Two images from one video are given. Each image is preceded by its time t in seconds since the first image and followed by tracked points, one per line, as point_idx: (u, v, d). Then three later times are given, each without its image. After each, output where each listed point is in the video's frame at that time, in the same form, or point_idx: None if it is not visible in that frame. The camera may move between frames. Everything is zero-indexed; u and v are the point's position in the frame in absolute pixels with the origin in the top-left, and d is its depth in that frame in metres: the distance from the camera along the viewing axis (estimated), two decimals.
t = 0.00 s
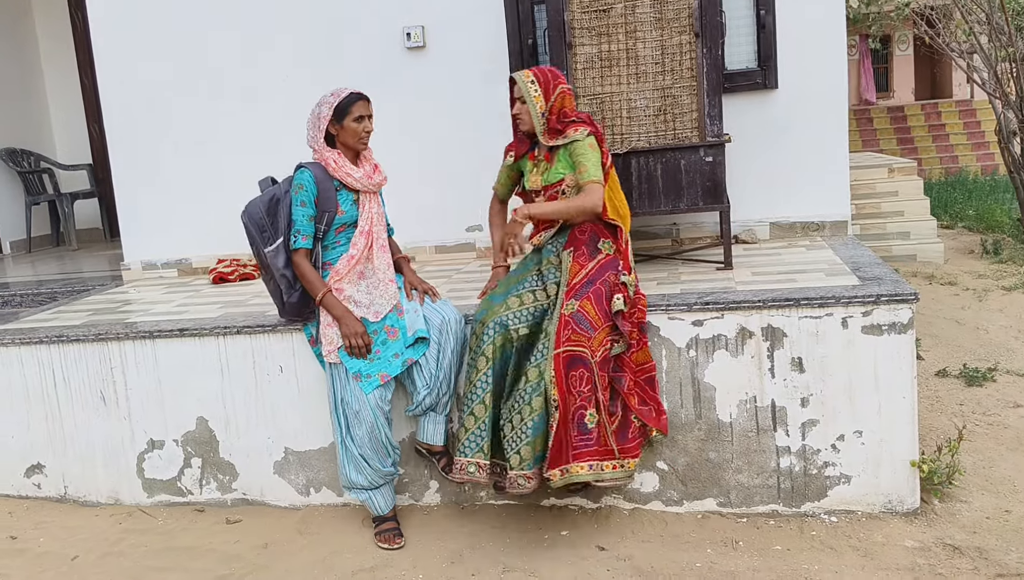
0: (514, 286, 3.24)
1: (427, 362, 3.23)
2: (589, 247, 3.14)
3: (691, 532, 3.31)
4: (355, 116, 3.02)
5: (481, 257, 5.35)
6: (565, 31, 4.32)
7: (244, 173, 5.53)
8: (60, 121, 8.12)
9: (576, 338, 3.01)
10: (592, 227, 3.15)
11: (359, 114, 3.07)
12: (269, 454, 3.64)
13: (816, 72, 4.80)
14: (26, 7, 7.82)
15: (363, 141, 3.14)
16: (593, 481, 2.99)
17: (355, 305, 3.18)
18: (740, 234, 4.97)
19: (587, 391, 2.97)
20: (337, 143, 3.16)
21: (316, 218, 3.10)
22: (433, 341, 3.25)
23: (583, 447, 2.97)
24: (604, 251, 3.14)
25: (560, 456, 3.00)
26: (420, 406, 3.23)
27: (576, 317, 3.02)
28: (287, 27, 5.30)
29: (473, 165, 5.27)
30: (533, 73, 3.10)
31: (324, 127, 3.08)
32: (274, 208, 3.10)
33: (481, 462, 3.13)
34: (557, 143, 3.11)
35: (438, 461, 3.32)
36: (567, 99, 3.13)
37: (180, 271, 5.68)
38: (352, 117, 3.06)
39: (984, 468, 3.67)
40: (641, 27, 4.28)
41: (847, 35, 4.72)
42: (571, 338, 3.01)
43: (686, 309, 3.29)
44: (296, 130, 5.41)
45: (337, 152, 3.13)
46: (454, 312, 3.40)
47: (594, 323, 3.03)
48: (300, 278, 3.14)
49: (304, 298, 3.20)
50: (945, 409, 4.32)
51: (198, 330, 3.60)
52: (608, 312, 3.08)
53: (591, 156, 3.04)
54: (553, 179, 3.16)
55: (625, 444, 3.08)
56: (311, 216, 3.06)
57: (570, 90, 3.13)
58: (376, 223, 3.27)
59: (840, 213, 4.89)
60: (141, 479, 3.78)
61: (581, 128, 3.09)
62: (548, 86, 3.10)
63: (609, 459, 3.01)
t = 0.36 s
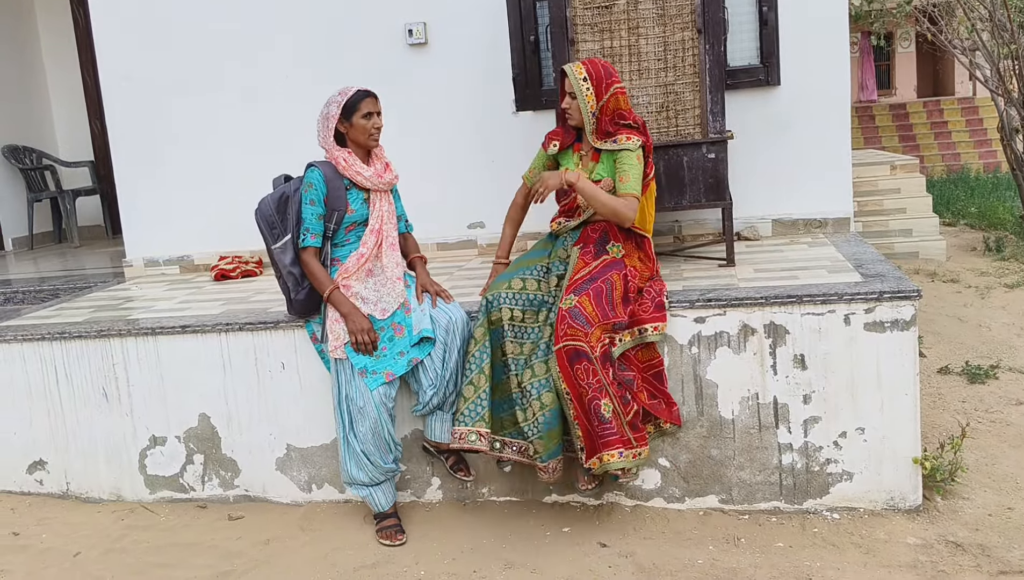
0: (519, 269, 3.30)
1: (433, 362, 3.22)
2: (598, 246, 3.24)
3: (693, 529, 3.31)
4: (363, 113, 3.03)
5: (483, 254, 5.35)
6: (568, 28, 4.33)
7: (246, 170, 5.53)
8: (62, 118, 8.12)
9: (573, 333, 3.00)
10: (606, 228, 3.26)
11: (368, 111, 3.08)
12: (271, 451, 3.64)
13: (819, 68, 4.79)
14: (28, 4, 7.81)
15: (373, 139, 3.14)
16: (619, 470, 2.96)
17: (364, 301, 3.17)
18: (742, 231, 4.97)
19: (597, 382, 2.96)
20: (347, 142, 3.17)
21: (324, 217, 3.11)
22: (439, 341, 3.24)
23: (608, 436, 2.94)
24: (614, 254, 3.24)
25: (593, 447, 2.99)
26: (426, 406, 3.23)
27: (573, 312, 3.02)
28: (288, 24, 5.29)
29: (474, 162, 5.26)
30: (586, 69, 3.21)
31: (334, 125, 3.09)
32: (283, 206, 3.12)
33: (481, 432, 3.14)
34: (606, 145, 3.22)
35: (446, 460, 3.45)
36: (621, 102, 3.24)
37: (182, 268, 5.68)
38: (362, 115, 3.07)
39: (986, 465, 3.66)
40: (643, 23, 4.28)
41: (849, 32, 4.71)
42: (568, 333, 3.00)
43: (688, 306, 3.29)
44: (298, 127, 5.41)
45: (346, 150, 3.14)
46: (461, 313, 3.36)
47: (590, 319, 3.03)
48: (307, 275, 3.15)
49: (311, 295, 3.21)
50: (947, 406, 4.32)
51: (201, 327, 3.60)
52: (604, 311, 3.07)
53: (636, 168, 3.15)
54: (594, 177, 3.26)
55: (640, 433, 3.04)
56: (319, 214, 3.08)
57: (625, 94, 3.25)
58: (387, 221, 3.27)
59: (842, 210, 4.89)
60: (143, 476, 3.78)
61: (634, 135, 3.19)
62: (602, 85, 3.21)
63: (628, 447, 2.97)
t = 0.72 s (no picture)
0: (509, 276, 3.28)
1: (432, 362, 3.24)
2: (592, 245, 3.25)
3: (691, 529, 3.30)
4: (368, 113, 3.03)
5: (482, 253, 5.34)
6: (566, 26, 4.31)
7: (245, 169, 5.52)
8: (61, 116, 8.12)
9: (572, 336, 3.01)
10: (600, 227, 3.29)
11: (373, 110, 3.08)
12: (269, 450, 3.64)
13: (819, 67, 4.78)
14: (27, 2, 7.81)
15: (378, 138, 3.14)
16: (590, 480, 3.01)
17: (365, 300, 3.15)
18: (741, 230, 4.97)
19: (582, 389, 2.98)
20: (351, 141, 3.17)
21: (327, 215, 3.10)
22: (439, 338, 3.24)
23: (579, 446, 2.98)
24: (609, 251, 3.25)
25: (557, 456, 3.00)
26: (431, 407, 3.27)
27: (573, 315, 3.04)
28: (287, 23, 5.28)
29: (473, 161, 5.26)
30: (576, 75, 3.21)
31: (339, 124, 3.09)
32: (286, 203, 3.09)
33: (459, 446, 3.24)
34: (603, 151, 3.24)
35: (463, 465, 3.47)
36: (615, 106, 3.25)
37: (181, 267, 5.68)
38: (367, 113, 3.06)
39: (985, 465, 3.65)
40: (642, 22, 4.27)
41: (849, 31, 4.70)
42: (567, 337, 3.02)
43: (687, 306, 3.28)
44: (297, 126, 5.40)
45: (350, 149, 3.14)
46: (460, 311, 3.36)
47: (590, 323, 3.05)
48: (309, 273, 3.11)
49: (311, 294, 3.18)
50: (947, 406, 4.31)
51: (199, 326, 3.60)
52: (603, 311, 3.09)
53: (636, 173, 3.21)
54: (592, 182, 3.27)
55: (630, 439, 3.06)
56: (322, 212, 3.07)
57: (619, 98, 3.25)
58: (389, 222, 3.26)
59: (842, 209, 4.88)
60: (141, 475, 3.78)
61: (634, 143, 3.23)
62: (596, 91, 3.21)
63: (617, 455, 3.03)
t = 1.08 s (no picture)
0: (504, 278, 3.28)
1: (426, 360, 3.24)
2: (587, 244, 3.25)
3: (688, 529, 3.31)
4: (363, 112, 3.03)
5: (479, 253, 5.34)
6: (562, 28, 4.32)
7: (241, 170, 5.52)
8: (57, 116, 8.10)
9: (571, 337, 3.00)
10: (592, 226, 3.29)
11: (368, 109, 3.07)
12: (266, 451, 3.64)
13: (814, 67, 4.79)
14: (22, 3, 7.79)
15: (374, 138, 3.14)
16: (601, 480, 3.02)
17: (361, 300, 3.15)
18: (738, 230, 4.98)
19: (587, 390, 2.97)
20: (346, 141, 3.17)
21: (321, 216, 3.10)
22: (434, 339, 3.24)
23: (591, 446, 2.97)
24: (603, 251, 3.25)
25: (570, 459, 2.96)
26: (431, 408, 3.27)
27: (571, 317, 3.03)
28: (283, 24, 5.28)
29: (470, 161, 5.26)
30: (553, 78, 3.22)
31: (333, 124, 3.09)
32: (280, 204, 3.10)
33: (459, 448, 3.23)
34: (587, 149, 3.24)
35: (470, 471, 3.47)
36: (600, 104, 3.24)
37: (177, 267, 5.67)
38: (362, 113, 3.06)
39: (982, 464, 3.66)
40: (638, 23, 4.28)
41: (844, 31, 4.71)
42: (566, 338, 3.00)
43: (683, 306, 3.28)
44: (293, 127, 5.40)
45: (345, 150, 3.14)
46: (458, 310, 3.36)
47: (587, 324, 3.04)
48: (304, 274, 3.12)
49: (306, 294, 3.18)
50: (943, 405, 4.32)
51: (195, 327, 3.59)
52: (600, 311, 3.09)
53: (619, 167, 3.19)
54: (579, 181, 3.26)
55: (631, 439, 3.07)
56: (317, 213, 3.07)
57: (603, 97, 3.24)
58: (384, 223, 3.25)
59: (838, 209, 4.89)
60: (138, 476, 3.78)
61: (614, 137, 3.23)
62: (577, 91, 3.20)
63: (619, 456, 3.03)
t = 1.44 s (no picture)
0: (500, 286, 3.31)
1: (423, 364, 3.21)
2: (583, 248, 3.26)
3: (685, 531, 3.31)
4: (360, 117, 3.04)
5: (475, 257, 5.34)
6: (557, 31, 4.31)
7: (236, 174, 5.52)
8: (52, 120, 8.10)
9: (569, 342, 3.00)
10: (587, 230, 3.31)
11: (365, 113, 3.08)
12: (262, 455, 3.63)
13: (809, 70, 4.81)
14: (17, 7, 7.79)
15: (371, 142, 3.14)
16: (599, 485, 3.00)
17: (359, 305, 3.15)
18: (733, 233, 4.99)
19: (585, 394, 2.97)
20: (342, 146, 3.17)
21: (320, 221, 3.10)
22: (431, 344, 3.22)
23: (588, 451, 2.96)
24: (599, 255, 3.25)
25: (564, 464, 2.96)
26: (426, 411, 3.28)
27: (568, 322, 3.02)
28: (278, 28, 5.29)
29: (465, 165, 5.26)
30: (535, 82, 3.22)
31: (329, 129, 3.09)
32: (278, 209, 3.11)
33: (443, 450, 3.24)
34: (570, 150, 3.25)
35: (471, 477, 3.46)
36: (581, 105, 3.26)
37: (173, 272, 5.67)
38: (359, 117, 3.07)
39: (977, 465, 3.67)
40: (633, 27, 4.29)
41: (838, 34, 4.73)
42: (564, 343, 3.00)
43: (679, 308, 3.28)
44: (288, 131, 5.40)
45: (342, 154, 3.14)
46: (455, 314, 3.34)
47: (586, 329, 3.03)
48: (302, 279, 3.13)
49: (304, 299, 3.19)
50: (938, 407, 4.33)
51: (191, 331, 3.59)
52: (597, 315, 3.09)
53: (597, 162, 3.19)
54: (567, 184, 3.29)
55: (631, 442, 3.08)
56: (315, 218, 3.08)
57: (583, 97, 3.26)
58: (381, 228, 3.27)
59: (833, 211, 4.91)
60: (134, 481, 3.77)
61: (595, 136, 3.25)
62: (560, 93, 3.21)
63: (621, 458, 3.04)
